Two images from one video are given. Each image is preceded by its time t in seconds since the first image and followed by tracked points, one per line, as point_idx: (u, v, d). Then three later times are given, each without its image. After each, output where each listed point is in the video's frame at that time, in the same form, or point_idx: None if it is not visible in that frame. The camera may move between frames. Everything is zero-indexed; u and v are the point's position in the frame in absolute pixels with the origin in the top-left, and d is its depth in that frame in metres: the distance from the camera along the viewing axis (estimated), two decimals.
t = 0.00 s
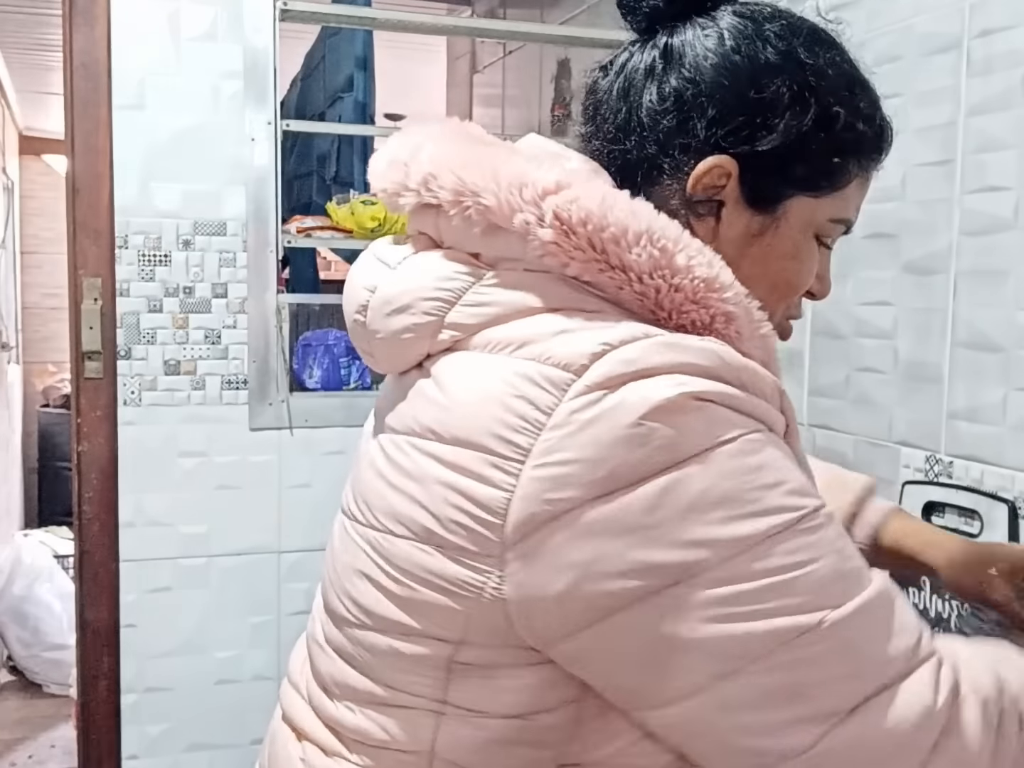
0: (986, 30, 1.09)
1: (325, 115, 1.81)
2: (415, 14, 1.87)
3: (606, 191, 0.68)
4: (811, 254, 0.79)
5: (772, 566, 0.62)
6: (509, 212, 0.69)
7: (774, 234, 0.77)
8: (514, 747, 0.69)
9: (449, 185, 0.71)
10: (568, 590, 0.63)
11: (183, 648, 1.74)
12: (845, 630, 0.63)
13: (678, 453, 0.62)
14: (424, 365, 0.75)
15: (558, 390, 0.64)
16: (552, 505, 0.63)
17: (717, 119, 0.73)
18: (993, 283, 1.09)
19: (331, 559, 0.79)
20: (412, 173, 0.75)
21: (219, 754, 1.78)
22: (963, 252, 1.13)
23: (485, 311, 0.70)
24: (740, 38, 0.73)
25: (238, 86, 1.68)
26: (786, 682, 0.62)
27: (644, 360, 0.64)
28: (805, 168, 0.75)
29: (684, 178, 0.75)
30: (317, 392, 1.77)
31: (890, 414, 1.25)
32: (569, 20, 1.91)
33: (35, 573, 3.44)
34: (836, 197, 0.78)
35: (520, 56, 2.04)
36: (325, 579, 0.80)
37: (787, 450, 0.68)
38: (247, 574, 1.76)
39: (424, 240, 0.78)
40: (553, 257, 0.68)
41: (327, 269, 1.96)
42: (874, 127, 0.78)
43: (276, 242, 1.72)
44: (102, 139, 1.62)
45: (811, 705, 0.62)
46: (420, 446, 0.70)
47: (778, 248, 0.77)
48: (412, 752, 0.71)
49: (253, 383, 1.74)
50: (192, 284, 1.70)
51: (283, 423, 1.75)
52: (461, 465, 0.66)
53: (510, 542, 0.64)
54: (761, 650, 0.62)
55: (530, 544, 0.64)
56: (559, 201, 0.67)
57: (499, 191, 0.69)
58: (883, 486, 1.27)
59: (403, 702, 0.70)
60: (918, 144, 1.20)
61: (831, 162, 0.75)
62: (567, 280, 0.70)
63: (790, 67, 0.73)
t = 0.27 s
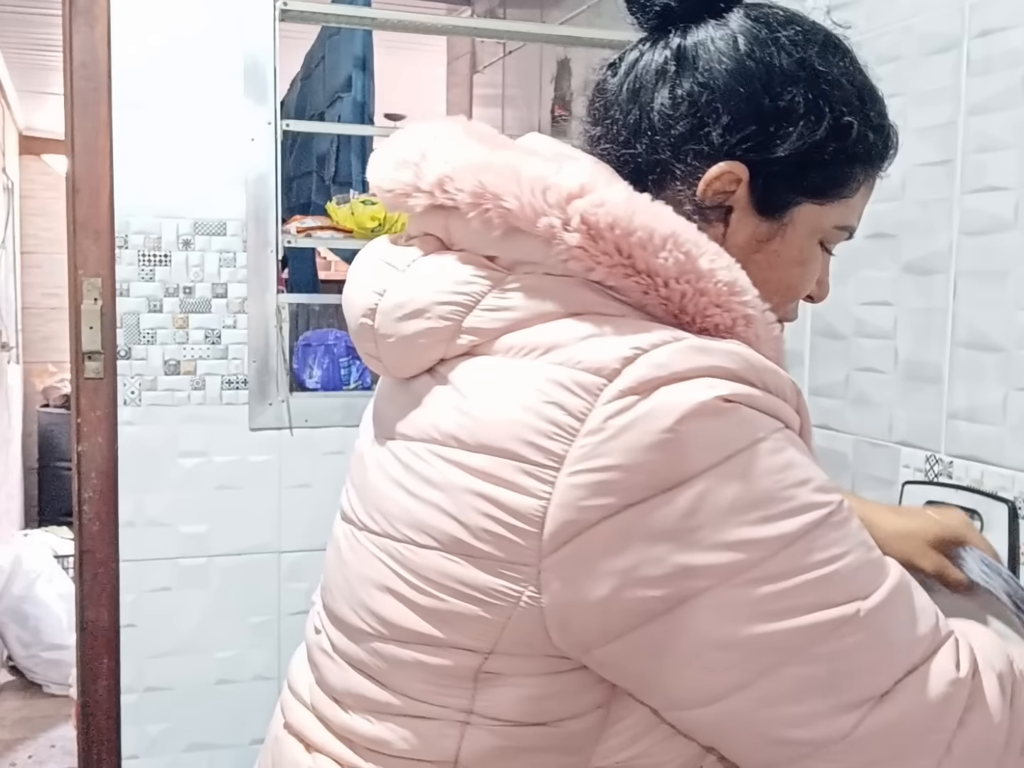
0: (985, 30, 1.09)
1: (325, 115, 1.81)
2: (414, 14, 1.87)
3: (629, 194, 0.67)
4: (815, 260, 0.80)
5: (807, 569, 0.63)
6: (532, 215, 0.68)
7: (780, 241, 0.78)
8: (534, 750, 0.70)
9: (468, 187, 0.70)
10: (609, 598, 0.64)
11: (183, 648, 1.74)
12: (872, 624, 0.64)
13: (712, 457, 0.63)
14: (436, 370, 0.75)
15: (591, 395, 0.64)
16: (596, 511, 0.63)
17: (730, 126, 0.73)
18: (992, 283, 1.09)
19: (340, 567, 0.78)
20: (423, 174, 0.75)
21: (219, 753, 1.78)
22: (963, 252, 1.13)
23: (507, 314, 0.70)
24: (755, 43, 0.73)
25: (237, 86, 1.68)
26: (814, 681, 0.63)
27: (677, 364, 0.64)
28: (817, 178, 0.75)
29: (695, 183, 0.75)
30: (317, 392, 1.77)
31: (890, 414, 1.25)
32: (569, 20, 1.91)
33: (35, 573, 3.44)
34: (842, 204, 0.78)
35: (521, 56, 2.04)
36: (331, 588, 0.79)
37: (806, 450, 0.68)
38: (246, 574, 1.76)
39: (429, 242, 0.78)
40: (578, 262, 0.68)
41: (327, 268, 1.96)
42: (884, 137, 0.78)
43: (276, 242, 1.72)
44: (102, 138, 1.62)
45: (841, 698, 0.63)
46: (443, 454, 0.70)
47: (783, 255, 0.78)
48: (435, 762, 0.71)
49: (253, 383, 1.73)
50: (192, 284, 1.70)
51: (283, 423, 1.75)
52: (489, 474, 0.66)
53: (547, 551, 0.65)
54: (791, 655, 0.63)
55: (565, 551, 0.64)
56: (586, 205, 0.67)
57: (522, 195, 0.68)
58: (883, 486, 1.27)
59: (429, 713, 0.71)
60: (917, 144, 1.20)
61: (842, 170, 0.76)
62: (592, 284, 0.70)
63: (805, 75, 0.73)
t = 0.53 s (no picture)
0: (985, 30, 1.09)
1: (325, 115, 1.81)
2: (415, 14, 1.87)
3: (634, 195, 0.68)
4: (817, 261, 0.80)
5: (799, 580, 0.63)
6: (539, 213, 0.68)
7: (783, 242, 0.77)
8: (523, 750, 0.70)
9: (475, 186, 0.71)
10: (613, 590, 0.63)
11: (183, 648, 1.74)
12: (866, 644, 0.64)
13: (713, 467, 0.63)
14: (438, 368, 0.75)
15: (595, 399, 0.64)
16: (591, 514, 0.63)
17: (733, 126, 0.73)
18: (992, 282, 1.09)
19: (340, 564, 0.79)
20: (432, 173, 0.75)
21: (219, 754, 1.78)
22: (963, 252, 1.13)
23: (510, 312, 0.70)
24: (758, 45, 0.73)
25: (237, 86, 1.68)
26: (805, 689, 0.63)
27: (681, 372, 0.64)
28: (819, 179, 0.75)
29: (698, 183, 0.75)
30: (317, 392, 1.77)
31: (890, 414, 1.25)
32: (569, 20, 1.91)
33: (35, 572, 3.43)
34: (845, 206, 0.78)
35: (521, 56, 2.04)
36: (332, 585, 0.79)
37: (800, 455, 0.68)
38: (247, 574, 1.76)
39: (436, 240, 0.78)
40: (582, 260, 0.68)
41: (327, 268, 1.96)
42: (887, 139, 0.78)
43: (276, 242, 1.72)
44: (101, 139, 1.62)
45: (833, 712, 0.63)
46: (444, 452, 0.70)
47: (786, 256, 0.78)
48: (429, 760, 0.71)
49: (253, 383, 1.73)
50: (192, 284, 1.70)
51: (283, 423, 1.75)
52: (490, 473, 0.66)
53: (541, 550, 0.64)
54: (785, 660, 0.63)
55: (562, 553, 0.64)
56: (590, 203, 0.67)
57: (527, 193, 0.68)
58: (882, 485, 1.27)
59: (423, 710, 0.71)
60: (917, 144, 1.20)
61: (845, 171, 0.76)
62: (596, 283, 0.69)
63: (806, 75, 0.73)
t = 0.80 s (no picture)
0: (986, 30, 1.09)
1: (325, 115, 1.81)
2: (416, 14, 1.87)
3: (615, 188, 0.68)
4: (816, 259, 0.80)
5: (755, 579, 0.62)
6: (518, 206, 0.69)
7: (781, 239, 0.77)
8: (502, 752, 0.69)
9: (460, 180, 0.72)
10: (560, 575, 0.62)
11: (183, 648, 1.73)
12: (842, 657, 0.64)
13: (675, 467, 0.62)
14: (428, 362, 0.75)
15: (563, 393, 0.64)
16: (547, 504, 0.62)
17: (728, 123, 0.73)
18: (992, 282, 1.09)
19: (331, 558, 0.79)
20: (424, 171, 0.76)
21: (219, 754, 1.78)
22: (963, 252, 1.13)
23: (492, 305, 0.70)
24: (753, 42, 0.73)
25: (237, 85, 1.68)
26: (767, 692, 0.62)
27: (650, 370, 0.64)
28: (815, 176, 0.75)
29: (694, 180, 0.75)
30: (317, 392, 1.77)
31: (890, 414, 1.25)
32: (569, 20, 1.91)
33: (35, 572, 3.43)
34: (843, 203, 0.78)
35: (521, 56, 2.04)
36: (325, 577, 0.80)
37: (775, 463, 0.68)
38: (247, 574, 1.76)
39: (434, 237, 0.78)
40: (560, 252, 0.68)
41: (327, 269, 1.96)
42: (884, 135, 0.78)
43: (276, 242, 1.72)
44: (102, 139, 1.62)
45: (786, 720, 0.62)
46: (420, 443, 0.70)
47: (784, 253, 0.78)
48: (408, 755, 0.71)
49: (253, 383, 1.73)
50: (192, 284, 1.70)
51: (283, 423, 1.75)
52: (459, 463, 0.66)
53: (496, 539, 0.64)
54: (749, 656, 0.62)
55: (513, 545, 0.63)
56: (567, 196, 0.67)
57: (508, 186, 0.69)
58: (882, 484, 1.27)
59: (399, 702, 0.71)
60: (917, 144, 1.20)
61: (841, 168, 0.75)
62: (575, 276, 0.69)
63: (801, 72, 0.73)
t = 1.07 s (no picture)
0: (985, 31, 1.09)
1: (326, 115, 1.81)
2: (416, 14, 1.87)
3: (597, 186, 0.68)
4: (815, 260, 0.79)
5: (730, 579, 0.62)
6: (500, 204, 0.69)
7: (782, 237, 0.77)
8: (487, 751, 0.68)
9: (445, 180, 0.72)
10: (524, 568, 0.61)
11: (183, 648, 1.74)
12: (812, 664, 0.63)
13: (646, 465, 0.61)
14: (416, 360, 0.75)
15: (536, 389, 0.64)
16: (516, 498, 0.62)
17: (731, 121, 0.73)
18: (992, 282, 1.09)
19: (321, 556, 0.79)
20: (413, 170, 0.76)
21: (220, 754, 1.78)
22: (963, 252, 1.13)
23: (476, 302, 0.70)
24: (755, 42, 0.74)
25: (237, 85, 1.68)
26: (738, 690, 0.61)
27: (622, 369, 0.63)
28: (816, 174, 0.74)
29: (695, 177, 0.75)
30: (318, 392, 1.78)
31: (890, 415, 1.25)
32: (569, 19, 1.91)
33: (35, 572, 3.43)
34: (841, 204, 0.77)
35: (521, 56, 2.04)
36: (318, 576, 0.80)
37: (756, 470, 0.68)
38: (247, 575, 1.76)
39: (426, 237, 0.78)
40: (541, 250, 0.68)
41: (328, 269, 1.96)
42: (883, 137, 0.78)
43: (276, 242, 1.72)
44: (102, 138, 1.62)
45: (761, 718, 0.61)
46: (399, 439, 0.70)
47: (784, 252, 0.77)
48: (392, 753, 0.71)
49: (253, 383, 1.73)
50: (192, 284, 1.70)
51: (283, 423, 1.75)
52: (433, 458, 0.66)
53: (464, 533, 0.63)
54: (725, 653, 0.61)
55: (478, 539, 0.63)
56: (548, 194, 0.68)
57: (491, 184, 0.70)
58: (882, 484, 1.27)
59: (381, 700, 0.71)
60: (917, 144, 1.20)
61: (841, 168, 0.76)
62: (554, 272, 0.70)
63: (802, 71, 0.73)
